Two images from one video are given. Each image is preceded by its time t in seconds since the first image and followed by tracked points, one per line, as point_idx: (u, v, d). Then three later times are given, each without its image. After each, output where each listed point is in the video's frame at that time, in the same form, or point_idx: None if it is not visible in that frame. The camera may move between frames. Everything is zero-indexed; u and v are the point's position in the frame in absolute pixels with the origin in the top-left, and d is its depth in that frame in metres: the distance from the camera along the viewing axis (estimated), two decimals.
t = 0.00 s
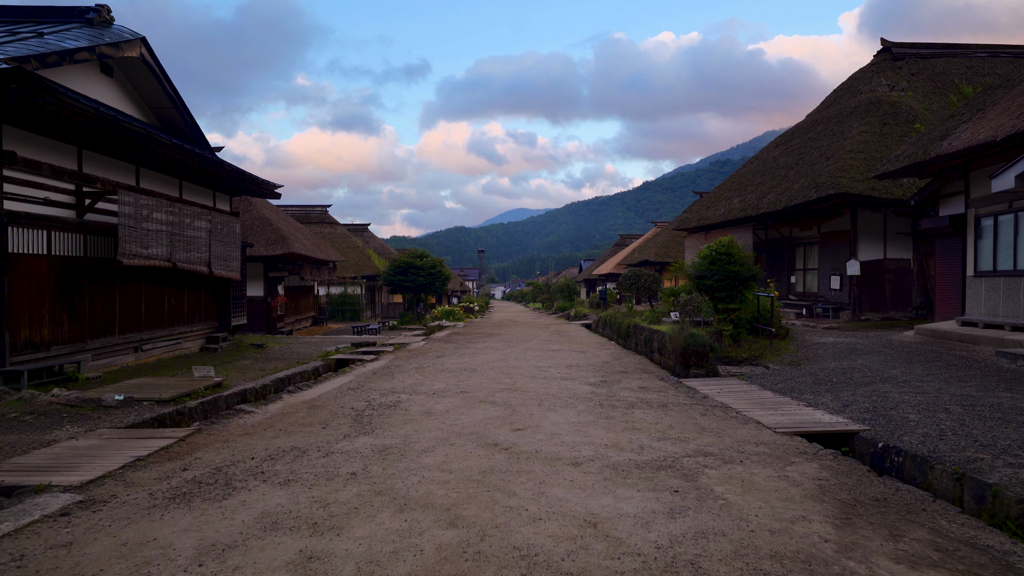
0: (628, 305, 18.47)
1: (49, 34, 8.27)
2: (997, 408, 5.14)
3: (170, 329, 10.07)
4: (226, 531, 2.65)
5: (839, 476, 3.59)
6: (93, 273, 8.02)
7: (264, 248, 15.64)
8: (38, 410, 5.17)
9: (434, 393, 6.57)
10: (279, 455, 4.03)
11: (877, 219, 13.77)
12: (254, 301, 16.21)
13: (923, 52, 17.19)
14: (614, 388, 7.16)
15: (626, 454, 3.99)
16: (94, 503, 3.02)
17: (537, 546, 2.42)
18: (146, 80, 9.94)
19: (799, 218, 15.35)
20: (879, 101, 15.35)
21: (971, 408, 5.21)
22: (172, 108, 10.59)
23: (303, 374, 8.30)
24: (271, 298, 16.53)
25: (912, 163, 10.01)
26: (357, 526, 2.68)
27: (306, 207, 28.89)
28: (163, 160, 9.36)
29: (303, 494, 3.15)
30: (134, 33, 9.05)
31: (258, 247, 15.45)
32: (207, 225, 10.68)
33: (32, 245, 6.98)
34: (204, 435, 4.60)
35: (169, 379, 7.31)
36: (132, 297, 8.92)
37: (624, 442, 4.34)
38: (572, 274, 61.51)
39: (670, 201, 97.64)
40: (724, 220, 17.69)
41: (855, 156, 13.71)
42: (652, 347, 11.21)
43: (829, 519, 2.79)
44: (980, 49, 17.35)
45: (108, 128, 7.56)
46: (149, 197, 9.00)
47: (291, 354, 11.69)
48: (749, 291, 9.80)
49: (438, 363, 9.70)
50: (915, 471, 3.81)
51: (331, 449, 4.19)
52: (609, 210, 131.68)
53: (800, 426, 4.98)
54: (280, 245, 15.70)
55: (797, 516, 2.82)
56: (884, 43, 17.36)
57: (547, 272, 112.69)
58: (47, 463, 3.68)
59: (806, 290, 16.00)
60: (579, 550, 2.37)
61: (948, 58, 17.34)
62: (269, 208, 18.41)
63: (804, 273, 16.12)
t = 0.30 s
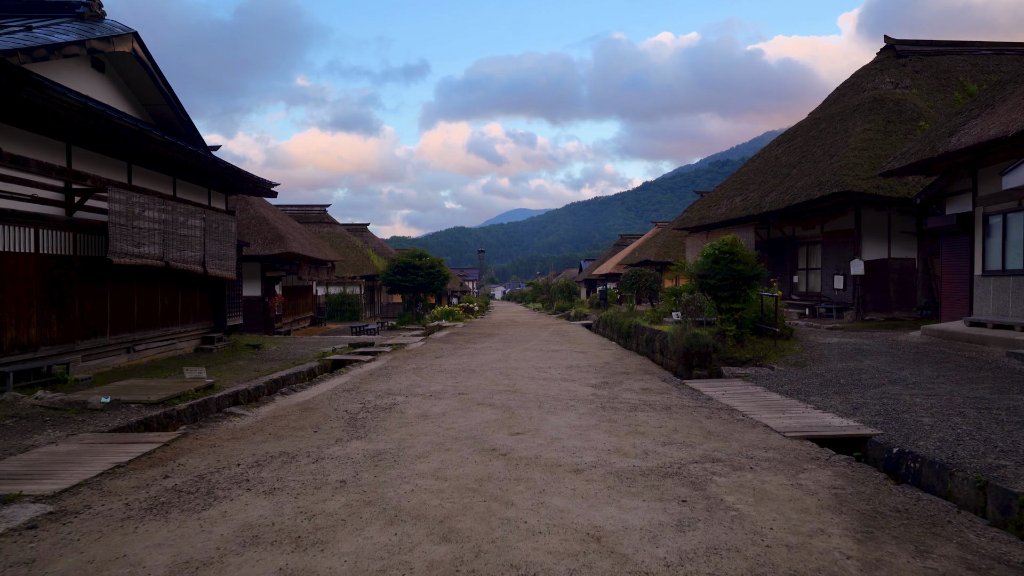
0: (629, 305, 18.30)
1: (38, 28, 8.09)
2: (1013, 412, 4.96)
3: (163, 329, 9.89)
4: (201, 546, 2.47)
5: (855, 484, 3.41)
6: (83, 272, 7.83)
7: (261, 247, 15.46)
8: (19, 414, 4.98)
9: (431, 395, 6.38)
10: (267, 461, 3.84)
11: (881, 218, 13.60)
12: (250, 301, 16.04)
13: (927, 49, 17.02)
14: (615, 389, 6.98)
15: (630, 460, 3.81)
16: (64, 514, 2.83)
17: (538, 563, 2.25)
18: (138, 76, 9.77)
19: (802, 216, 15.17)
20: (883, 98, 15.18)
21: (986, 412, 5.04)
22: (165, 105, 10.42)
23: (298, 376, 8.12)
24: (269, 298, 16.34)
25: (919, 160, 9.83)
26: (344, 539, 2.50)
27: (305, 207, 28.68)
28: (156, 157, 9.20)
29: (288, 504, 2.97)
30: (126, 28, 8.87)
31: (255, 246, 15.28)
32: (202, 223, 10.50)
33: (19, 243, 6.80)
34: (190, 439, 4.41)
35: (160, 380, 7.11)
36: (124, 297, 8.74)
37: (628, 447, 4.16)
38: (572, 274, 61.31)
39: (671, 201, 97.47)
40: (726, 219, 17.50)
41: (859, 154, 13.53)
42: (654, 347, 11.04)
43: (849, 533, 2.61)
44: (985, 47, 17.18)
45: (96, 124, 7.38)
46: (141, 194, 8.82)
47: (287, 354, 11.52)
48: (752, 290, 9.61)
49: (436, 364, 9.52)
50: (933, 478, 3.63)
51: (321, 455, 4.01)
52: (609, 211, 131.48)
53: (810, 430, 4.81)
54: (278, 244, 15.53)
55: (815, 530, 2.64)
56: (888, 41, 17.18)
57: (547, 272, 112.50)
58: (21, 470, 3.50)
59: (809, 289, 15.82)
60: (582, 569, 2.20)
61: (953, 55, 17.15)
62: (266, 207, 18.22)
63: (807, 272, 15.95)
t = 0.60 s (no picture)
0: (630, 305, 18.11)
1: (26, 22, 7.90)
2: None
3: (156, 330, 9.71)
4: (176, 568, 2.29)
5: (874, 496, 3.23)
6: (73, 272, 7.65)
7: (258, 247, 15.28)
8: (0, 419, 4.80)
9: (428, 399, 6.20)
10: (254, 470, 3.66)
11: (886, 217, 13.41)
12: (247, 301, 15.85)
13: (932, 47, 16.83)
14: (618, 392, 6.79)
15: (635, 469, 3.64)
16: (32, 531, 2.65)
17: None
18: (131, 72, 9.58)
19: (805, 215, 15.00)
20: (887, 96, 14.99)
21: (1004, 417, 4.85)
22: (159, 102, 10.24)
23: (293, 378, 7.93)
24: (266, 298, 16.16)
25: (927, 158, 9.65)
26: (331, 560, 2.33)
27: (303, 207, 28.48)
28: (147, 154, 9.00)
29: (273, 520, 2.79)
30: (117, 23, 8.69)
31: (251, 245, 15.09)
32: (196, 222, 10.32)
33: (5, 242, 6.62)
34: (175, 446, 4.23)
35: (151, 383, 6.92)
36: (116, 297, 8.56)
37: (632, 455, 3.99)
38: (572, 274, 61.10)
39: (671, 200, 97.26)
40: (728, 218, 17.32)
41: (864, 152, 13.34)
42: (656, 349, 10.86)
43: (873, 553, 2.45)
44: (990, 44, 16.99)
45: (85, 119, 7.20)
46: (133, 192, 8.65)
47: (284, 355, 11.33)
48: (757, 290, 9.41)
49: (435, 365, 9.34)
50: (954, 488, 3.45)
51: (311, 463, 3.83)
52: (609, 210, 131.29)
53: (822, 436, 4.63)
54: (275, 243, 15.36)
55: (837, 549, 2.47)
56: (892, 38, 16.99)
57: (547, 272, 112.32)
58: None
59: (813, 289, 15.64)
60: None
61: (957, 52, 16.96)
62: (263, 206, 18.02)
63: (811, 272, 15.76)
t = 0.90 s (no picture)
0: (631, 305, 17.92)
1: (15, 15, 7.70)
2: None
3: (149, 330, 9.51)
4: None
5: (898, 508, 3.04)
6: (61, 271, 7.45)
7: (254, 246, 15.08)
8: None
9: (426, 402, 6.01)
10: (240, 480, 3.47)
11: (891, 216, 13.23)
12: (243, 301, 15.66)
13: (936, 44, 16.66)
14: (621, 395, 6.61)
15: (643, 479, 3.45)
16: None
17: None
18: (124, 67, 9.39)
19: (809, 214, 14.82)
20: (892, 94, 14.82)
21: None
22: (153, 97, 10.04)
23: (288, 380, 7.74)
24: (263, 297, 15.96)
25: (935, 156, 9.48)
26: None
27: (302, 206, 28.29)
28: (140, 151, 8.81)
29: (257, 536, 2.60)
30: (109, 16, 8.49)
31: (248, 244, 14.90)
32: (190, 221, 10.13)
33: None
34: (159, 453, 4.03)
35: (141, 385, 6.73)
36: (107, 297, 8.36)
37: (639, 463, 3.80)
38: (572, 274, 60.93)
39: (671, 200, 97.12)
40: (730, 217, 17.13)
41: (869, 150, 13.16)
42: (659, 349, 10.69)
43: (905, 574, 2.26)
44: (994, 42, 16.84)
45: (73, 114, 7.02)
46: (125, 190, 8.46)
47: (279, 356, 11.14)
48: (762, 289, 9.22)
49: (433, 367, 9.16)
50: (981, 499, 3.26)
51: (301, 472, 3.64)
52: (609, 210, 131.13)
53: (835, 442, 4.44)
54: (272, 242, 15.17)
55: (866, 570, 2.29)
56: (895, 35, 16.82)
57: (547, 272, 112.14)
58: None
59: (816, 289, 15.46)
60: None
61: (962, 50, 16.79)
62: (260, 205, 17.84)
63: (814, 271, 15.59)
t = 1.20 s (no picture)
0: (632, 305, 17.73)
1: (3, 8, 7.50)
2: None
3: (142, 331, 9.32)
4: None
5: (925, 523, 2.85)
6: (50, 271, 7.25)
7: (251, 245, 14.89)
8: None
9: (425, 406, 5.82)
10: (226, 492, 3.27)
11: (896, 214, 13.04)
12: (240, 301, 15.46)
13: (941, 41, 16.48)
14: (625, 398, 6.42)
15: (652, 491, 3.26)
16: None
17: None
18: (116, 62, 9.19)
19: (812, 213, 14.64)
20: (897, 91, 14.65)
21: None
22: (146, 93, 9.84)
23: (283, 382, 7.54)
24: (260, 297, 15.76)
25: (944, 153, 9.30)
26: None
27: (300, 206, 28.11)
28: (132, 148, 8.62)
29: (240, 556, 2.41)
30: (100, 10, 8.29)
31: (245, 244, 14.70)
32: (184, 219, 9.94)
33: None
34: (143, 462, 3.84)
35: (130, 388, 6.53)
36: (97, 297, 8.17)
37: (648, 472, 3.61)
38: (572, 275, 60.79)
39: (671, 200, 96.96)
40: (733, 216, 16.95)
41: (874, 148, 12.99)
42: (662, 350, 10.52)
43: None
44: (1000, 39, 16.67)
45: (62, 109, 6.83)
46: (117, 187, 8.26)
47: (275, 357, 10.94)
48: (768, 289, 9.04)
49: (432, 369, 8.97)
50: (1010, 510, 3.07)
51: (291, 483, 3.45)
52: (609, 210, 130.95)
53: (851, 449, 4.25)
54: (269, 241, 14.98)
55: None
56: (900, 33, 16.64)
57: (547, 271, 111.98)
58: None
59: (820, 288, 15.28)
60: None
61: (967, 47, 16.61)
62: (257, 203, 17.63)
63: (818, 271, 15.41)
